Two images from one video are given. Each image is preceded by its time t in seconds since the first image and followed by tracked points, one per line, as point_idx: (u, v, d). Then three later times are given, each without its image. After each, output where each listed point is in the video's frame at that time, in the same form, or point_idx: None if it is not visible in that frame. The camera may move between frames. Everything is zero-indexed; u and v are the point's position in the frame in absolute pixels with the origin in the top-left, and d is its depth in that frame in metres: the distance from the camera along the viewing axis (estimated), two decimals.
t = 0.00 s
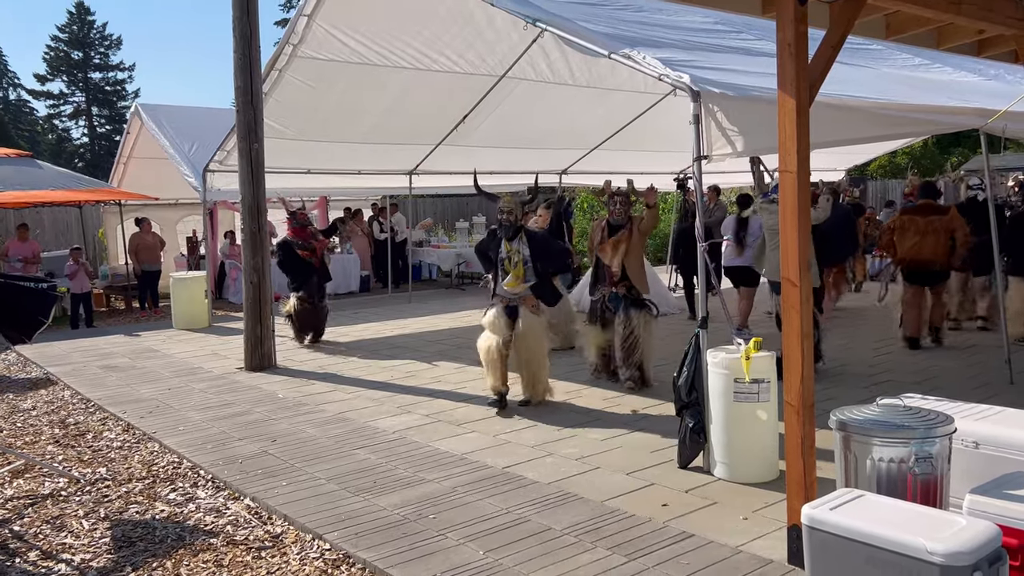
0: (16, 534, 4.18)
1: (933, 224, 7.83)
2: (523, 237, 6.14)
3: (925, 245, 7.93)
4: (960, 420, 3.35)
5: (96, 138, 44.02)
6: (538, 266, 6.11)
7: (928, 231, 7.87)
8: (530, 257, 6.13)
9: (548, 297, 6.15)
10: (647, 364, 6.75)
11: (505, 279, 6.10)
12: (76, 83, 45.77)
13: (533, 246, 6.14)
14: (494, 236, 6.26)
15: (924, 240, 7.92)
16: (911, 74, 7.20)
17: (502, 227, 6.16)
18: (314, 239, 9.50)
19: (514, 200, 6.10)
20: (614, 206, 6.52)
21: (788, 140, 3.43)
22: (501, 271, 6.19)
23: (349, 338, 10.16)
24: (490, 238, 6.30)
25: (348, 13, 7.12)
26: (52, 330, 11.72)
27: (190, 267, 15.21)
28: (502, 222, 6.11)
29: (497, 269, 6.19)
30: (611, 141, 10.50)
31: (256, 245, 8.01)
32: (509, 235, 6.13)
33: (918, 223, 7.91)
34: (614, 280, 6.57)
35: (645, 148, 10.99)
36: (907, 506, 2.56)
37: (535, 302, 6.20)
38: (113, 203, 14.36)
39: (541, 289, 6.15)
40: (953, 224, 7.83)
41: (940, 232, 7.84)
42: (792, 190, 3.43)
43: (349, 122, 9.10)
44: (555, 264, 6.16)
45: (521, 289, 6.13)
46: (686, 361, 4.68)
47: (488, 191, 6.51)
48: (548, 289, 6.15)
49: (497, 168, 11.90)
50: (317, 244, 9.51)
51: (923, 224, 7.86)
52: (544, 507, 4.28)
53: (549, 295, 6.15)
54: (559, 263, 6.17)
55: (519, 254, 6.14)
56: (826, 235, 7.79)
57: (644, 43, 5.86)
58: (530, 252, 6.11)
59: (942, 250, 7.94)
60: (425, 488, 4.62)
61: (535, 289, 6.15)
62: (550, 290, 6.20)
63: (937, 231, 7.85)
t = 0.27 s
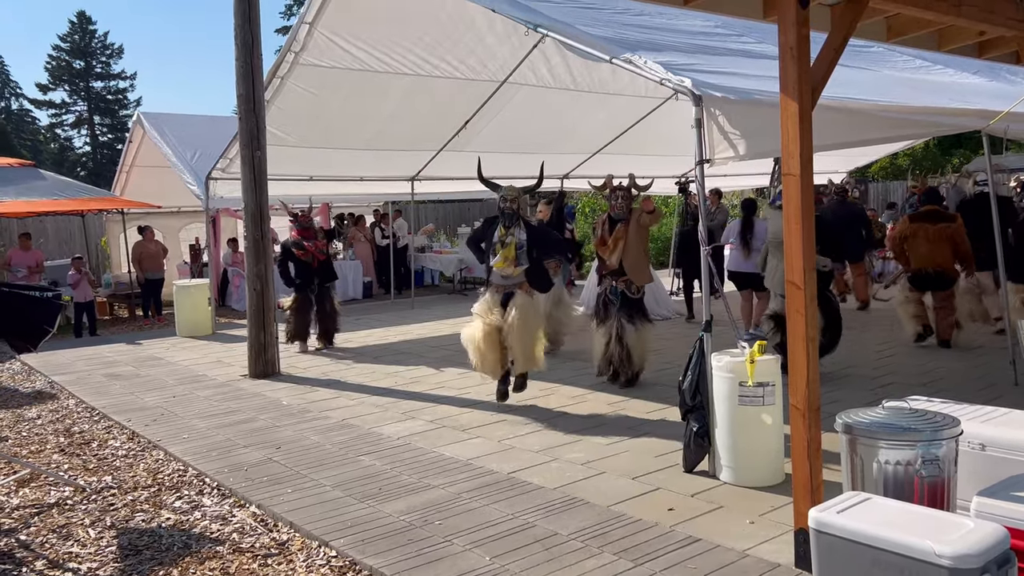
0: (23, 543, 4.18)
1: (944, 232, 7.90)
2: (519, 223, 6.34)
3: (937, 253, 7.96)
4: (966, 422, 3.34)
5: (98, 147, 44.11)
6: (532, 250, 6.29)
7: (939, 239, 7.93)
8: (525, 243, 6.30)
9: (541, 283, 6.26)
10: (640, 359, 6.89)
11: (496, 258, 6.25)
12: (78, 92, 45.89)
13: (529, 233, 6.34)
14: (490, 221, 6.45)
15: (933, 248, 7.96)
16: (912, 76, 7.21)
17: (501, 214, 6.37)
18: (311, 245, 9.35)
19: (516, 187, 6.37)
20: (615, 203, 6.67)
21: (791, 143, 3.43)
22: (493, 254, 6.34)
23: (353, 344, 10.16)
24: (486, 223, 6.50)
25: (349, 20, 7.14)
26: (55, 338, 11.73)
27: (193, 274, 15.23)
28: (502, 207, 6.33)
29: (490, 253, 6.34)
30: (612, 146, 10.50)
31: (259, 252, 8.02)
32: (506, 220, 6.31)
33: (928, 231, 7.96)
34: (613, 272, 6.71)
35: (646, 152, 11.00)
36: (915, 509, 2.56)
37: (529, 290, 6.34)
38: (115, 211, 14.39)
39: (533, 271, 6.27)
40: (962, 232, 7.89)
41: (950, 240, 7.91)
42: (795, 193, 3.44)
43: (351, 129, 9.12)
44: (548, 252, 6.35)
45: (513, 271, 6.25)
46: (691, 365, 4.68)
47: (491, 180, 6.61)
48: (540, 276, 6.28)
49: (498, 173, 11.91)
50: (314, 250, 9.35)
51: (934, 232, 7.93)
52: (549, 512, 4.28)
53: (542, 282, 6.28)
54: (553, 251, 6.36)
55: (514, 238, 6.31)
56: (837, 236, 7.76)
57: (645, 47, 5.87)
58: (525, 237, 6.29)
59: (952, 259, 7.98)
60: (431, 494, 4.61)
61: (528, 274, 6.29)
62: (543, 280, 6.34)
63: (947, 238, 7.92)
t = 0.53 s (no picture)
0: (25, 552, 4.18)
1: (944, 228, 7.90)
2: (517, 242, 6.38)
3: (937, 250, 7.97)
4: (968, 426, 3.34)
5: (98, 156, 44.20)
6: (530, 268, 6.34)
7: (938, 236, 7.93)
8: (522, 261, 6.35)
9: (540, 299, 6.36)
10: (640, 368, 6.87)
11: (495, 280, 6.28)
12: (79, 102, 46.00)
13: (526, 251, 6.39)
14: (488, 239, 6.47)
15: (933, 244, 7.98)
16: (910, 80, 7.23)
17: (500, 232, 6.40)
18: (305, 256, 9.30)
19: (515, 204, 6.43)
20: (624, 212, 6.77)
21: (790, 149, 3.44)
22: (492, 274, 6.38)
23: (353, 351, 10.17)
24: (484, 241, 6.50)
25: (349, 28, 7.16)
26: (56, 348, 11.73)
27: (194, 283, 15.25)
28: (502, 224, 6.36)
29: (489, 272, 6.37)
30: (612, 152, 10.53)
31: (260, 260, 8.03)
32: (505, 238, 6.33)
33: (928, 227, 7.95)
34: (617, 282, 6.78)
35: (646, 158, 11.03)
36: (917, 513, 2.55)
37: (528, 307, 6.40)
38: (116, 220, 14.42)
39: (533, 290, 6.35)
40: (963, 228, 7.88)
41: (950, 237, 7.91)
42: (795, 198, 3.45)
43: (352, 136, 9.14)
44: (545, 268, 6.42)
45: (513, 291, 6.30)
46: (692, 371, 4.68)
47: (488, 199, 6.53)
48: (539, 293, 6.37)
49: (498, 180, 11.93)
50: (304, 260, 9.29)
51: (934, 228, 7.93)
52: (551, 519, 4.27)
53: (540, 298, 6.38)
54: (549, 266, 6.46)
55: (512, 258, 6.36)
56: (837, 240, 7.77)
57: (644, 54, 5.89)
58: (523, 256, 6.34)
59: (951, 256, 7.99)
60: (433, 502, 4.61)
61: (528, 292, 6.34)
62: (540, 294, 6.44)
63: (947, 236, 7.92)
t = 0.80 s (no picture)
0: (18, 561, 4.16)
1: (930, 242, 7.88)
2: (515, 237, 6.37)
3: (925, 262, 7.96)
4: (962, 431, 3.35)
5: (94, 163, 44.20)
6: (529, 263, 6.31)
7: (925, 249, 7.92)
8: (521, 255, 6.34)
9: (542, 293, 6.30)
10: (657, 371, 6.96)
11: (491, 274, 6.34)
12: (74, 109, 45.99)
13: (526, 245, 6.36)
14: (489, 237, 6.53)
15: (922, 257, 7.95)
16: (903, 87, 7.27)
17: (500, 230, 6.43)
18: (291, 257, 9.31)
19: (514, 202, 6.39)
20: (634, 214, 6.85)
21: (783, 155, 3.45)
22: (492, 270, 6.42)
23: (349, 359, 10.15)
24: (485, 241, 6.56)
25: (344, 36, 7.18)
26: (50, 356, 11.70)
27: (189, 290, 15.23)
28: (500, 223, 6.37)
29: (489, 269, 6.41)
30: (607, 159, 10.55)
31: (256, 267, 8.03)
32: (503, 236, 6.39)
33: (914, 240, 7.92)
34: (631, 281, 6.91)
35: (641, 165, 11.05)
36: (910, 519, 2.56)
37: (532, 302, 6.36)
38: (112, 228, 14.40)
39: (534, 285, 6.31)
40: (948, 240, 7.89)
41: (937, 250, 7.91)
42: (788, 205, 3.46)
43: (347, 144, 9.16)
44: (546, 264, 6.35)
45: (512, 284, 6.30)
46: (687, 378, 4.68)
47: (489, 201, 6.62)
48: (541, 286, 6.31)
49: (494, 187, 11.95)
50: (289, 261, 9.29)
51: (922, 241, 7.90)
52: (546, 526, 4.27)
53: (544, 292, 6.32)
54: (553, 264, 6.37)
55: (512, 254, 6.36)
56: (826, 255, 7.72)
57: (638, 61, 5.92)
58: (520, 250, 6.33)
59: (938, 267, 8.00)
60: (428, 509, 4.60)
61: (528, 286, 6.33)
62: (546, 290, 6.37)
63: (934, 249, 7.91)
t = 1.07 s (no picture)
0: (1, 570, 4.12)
1: (912, 241, 7.95)
2: (511, 248, 6.31)
3: (907, 261, 8.01)
4: (948, 436, 3.37)
5: (82, 169, 44.01)
6: (525, 274, 6.30)
7: (907, 247, 7.98)
8: (517, 267, 6.30)
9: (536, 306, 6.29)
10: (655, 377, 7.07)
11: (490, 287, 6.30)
12: (63, 114, 45.80)
13: (522, 257, 6.32)
14: (483, 246, 6.46)
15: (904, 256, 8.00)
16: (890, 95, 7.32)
17: (495, 240, 6.36)
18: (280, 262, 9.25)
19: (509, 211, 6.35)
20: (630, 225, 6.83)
21: (770, 162, 3.47)
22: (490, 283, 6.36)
23: (338, 364, 10.13)
24: (479, 249, 6.46)
25: (334, 41, 7.18)
26: (36, 362, 11.61)
27: (178, 296, 15.16)
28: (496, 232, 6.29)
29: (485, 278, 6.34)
30: (597, 165, 10.59)
31: (244, 273, 8.00)
32: (499, 245, 6.28)
33: (898, 240, 7.97)
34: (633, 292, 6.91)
35: (630, 171, 11.09)
36: (897, 524, 2.57)
37: (524, 315, 6.32)
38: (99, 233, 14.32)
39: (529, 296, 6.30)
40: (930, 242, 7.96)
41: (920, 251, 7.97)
42: (775, 211, 3.47)
43: (336, 149, 9.15)
44: (541, 275, 6.35)
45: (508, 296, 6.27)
46: (675, 383, 4.69)
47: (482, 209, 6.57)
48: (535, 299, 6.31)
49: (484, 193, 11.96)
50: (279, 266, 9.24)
51: (905, 241, 7.95)
52: (535, 532, 4.26)
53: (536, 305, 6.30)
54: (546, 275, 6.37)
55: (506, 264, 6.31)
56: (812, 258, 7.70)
57: (626, 68, 5.94)
58: (517, 262, 6.28)
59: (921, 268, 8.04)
60: (416, 515, 4.59)
61: (523, 298, 6.30)
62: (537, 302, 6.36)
63: (917, 249, 7.96)
